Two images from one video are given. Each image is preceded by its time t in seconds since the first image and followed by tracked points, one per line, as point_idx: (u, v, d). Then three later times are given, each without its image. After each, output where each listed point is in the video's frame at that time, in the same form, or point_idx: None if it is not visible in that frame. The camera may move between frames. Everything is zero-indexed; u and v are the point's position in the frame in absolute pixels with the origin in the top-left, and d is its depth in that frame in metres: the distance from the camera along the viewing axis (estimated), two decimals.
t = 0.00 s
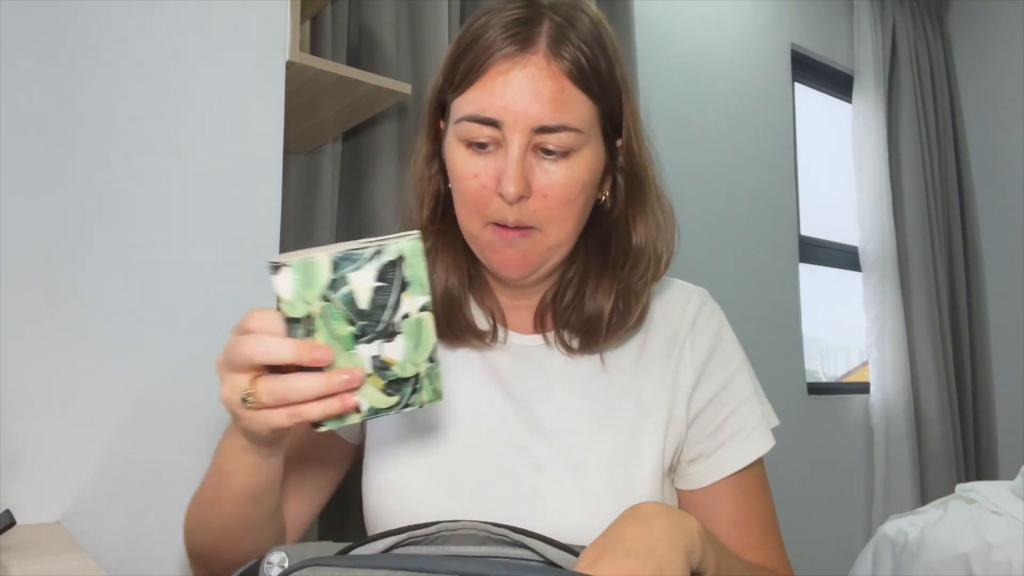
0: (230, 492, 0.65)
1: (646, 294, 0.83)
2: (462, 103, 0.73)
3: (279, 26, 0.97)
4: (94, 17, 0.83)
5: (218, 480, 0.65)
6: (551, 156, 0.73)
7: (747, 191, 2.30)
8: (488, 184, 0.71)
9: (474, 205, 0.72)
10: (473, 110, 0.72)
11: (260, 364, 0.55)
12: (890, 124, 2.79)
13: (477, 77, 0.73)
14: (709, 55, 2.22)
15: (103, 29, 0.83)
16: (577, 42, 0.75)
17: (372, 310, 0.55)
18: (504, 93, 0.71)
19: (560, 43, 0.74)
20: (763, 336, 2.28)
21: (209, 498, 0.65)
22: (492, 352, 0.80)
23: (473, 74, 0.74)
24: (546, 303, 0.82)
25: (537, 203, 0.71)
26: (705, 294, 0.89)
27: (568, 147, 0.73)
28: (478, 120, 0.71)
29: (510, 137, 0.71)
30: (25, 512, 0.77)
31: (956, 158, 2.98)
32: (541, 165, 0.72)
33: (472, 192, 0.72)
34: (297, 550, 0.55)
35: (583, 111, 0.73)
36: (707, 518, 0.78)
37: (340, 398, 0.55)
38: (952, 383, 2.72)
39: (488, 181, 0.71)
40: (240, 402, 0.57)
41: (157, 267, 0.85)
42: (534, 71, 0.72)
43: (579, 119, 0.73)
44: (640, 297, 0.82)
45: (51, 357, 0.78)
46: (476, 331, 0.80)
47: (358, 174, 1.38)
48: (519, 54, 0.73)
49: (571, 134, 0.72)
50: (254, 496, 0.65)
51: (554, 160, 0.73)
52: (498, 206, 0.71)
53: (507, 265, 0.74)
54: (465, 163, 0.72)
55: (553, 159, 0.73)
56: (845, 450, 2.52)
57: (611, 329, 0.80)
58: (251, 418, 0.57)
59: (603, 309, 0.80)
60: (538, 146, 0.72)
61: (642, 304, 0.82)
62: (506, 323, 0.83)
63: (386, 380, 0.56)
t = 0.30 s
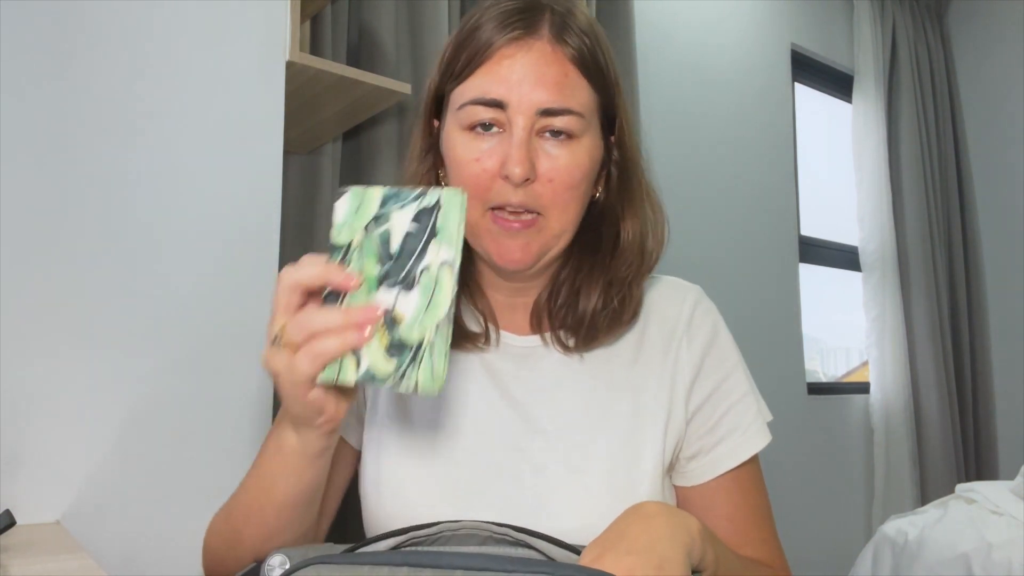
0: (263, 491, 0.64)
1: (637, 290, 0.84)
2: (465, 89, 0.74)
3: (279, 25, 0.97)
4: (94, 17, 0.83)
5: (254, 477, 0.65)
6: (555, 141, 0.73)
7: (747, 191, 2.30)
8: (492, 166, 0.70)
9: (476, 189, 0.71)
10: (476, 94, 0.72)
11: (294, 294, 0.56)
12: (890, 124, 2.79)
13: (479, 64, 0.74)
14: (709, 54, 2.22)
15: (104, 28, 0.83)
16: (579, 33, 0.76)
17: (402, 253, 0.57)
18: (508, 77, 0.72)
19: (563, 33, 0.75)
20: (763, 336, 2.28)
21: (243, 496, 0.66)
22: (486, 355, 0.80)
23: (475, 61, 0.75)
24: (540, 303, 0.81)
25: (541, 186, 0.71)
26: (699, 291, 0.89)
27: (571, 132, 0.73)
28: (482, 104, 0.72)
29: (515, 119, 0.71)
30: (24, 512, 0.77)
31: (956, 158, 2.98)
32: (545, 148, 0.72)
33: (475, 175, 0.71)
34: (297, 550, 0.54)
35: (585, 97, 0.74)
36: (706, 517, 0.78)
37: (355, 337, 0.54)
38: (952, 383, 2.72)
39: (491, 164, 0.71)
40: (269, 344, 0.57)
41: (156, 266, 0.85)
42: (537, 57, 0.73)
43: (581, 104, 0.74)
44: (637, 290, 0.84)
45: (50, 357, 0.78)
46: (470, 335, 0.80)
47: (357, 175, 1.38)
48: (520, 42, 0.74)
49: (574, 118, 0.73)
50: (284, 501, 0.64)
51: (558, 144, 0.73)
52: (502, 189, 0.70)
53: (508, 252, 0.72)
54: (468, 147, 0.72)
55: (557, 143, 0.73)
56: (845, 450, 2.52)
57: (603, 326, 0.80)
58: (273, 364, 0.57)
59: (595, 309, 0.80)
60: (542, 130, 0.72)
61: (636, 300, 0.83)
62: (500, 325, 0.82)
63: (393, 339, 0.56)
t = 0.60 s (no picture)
0: (324, 483, 0.63)
1: (636, 289, 0.84)
2: (465, 87, 0.73)
3: (279, 26, 0.97)
4: (94, 16, 0.83)
5: (311, 471, 0.64)
6: (555, 140, 0.73)
7: (747, 191, 2.30)
8: (493, 164, 0.70)
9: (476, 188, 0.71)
10: (477, 92, 0.72)
11: (351, 311, 0.58)
12: (890, 124, 2.79)
13: (480, 61, 0.74)
14: (708, 54, 2.22)
15: (103, 29, 0.83)
16: (579, 31, 0.76)
17: (449, 242, 0.60)
18: (509, 75, 0.72)
19: (563, 31, 0.76)
20: (763, 336, 2.28)
21: (299, 492, 0.64)
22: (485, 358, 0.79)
23: (476, 58, 0.74)
24: (537, 305, 0.81)
25: (541, 185, 0.71)
26: (698, 292, 0.88)
27: (571, 131, 0.73)
28: (482, 102, 0.72)
29: (515, 117, 0.71)
30: (24, 512, 0.77)
31: (956, 158, 2.98)
32: (545, 147, 0.72)
33: (475, 174, 0.71)
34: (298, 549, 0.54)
35: (584, 97, 0.74)
36: (701, 517, 0.78)
37: (419, 328, 0.56)
38: (952, 383, 2.72)
39: (491, 163, 0.70)
40: (334, 360, 0.58)
41: (155, 267, 0.85)
42: (538, 55, 0.73)
43: (581, 104, 0.74)
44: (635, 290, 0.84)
45: (50, 356, 0.78)
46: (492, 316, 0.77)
47: (357, 176, 1.38)
48: (521, 40, 0.74)
49: (574, 117, 0.73)
50: (344, 490, 0.63)
51: (558, 143, 0.73)
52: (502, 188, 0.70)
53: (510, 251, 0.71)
54: (468, 145, 0.72)
55: (558, 141, 0.73)
56: (845, 450, 2.52)
57: (602, 328, 0.80)
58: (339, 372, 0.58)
59: (595, 311, 0.80)
60: (543, 129, 0.72)
61: (632, 300, 0.82)
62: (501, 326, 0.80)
63: (455, 320, 0.59)
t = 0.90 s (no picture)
0: (327, 485, 0.63)
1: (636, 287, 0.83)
2: (462, 87, 0.73)
3: (279, 26, 0.97)
4: (95, 16, 0.83)
5: (315, 474, 0.63)
6: (552, 140, 0.73)
7: (747, 191, 2.30)
8: (489, 165, 0.70)
9: (473, 189, 0.71)
10: (473, 91, 0.72)
11: (378, 316, 0.57)
12: (890, 124, 2.79)
13: (476, 60, 0.74)
14: (708, 54, 2.22)
15: (103, 29, 0.83)
16: (576, 31, 0.76)
17: (490, 268, 0.62)
18: (506, 75, 0.72)
19: (560, 31, 0.75)
20: (762, 336, 2.28)
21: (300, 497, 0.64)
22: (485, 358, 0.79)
23: (473, 58, 0.74)
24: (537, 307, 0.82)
25: (538, 186, 0.71)
26: (698, 292, 0.88)
27: (569, 131, 0.73)
28: (479, 102, 0.71)
29: (512, 118, 0.71)
30: (25, 512, 0.77)
31: (956, 158, 2.98)
32: (542, 148, 0.72)
33: (472, 175, 0.71)
34: (299, 549, 0.54)
35: (582, 96, 0.74)
36: (702, 517, 0.78)
37: (438, 347, 0.55)
38: (952, 383, 2.72)
39: (488, 163, 0.70)
40: (350, 360, 0.58)
41: (156, 267, 0.85)
42: (536, 56, 0.73)
43: (579, 104, 0.73)
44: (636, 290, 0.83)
45: (51, 356, 0.78)
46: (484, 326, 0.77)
47: (358, 175, 1.37)
48: (518, 40, 0.74)
49: (572, 117, 0.73)
50: (345, 499, 0.63)
51: (555, 144, 0.72)
52: (499, 188, 0.70)
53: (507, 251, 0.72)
54: (465, 145, 0.72)
55: (555, 142, 0.73)
56: (845, 450, 2.52)
57: (601, 329, 0.80)
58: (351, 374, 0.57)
59: (593, 311, 0.80)
60: (540, 129, 0.72)
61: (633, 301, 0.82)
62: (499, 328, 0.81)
63: (475, 346, 0.58)
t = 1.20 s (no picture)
0: (326, 484, 0.62)
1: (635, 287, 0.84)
2: (460, 91, 0.73)
3: (279, 26, 0.97)
4: (95, 17, 0.83)
5: (314, 474, 0.63)
6: (549, 143, 0.73)
7: (747, 191, 2.30)
8: (486, 168, 0.70)
9: (471, 192, 0.72)
10: (471, 95, 0.72)
11: (389, 339, 0.56)
12: (890, 124, 2.79)
13: (474, 63, 0.74)
14: (708, 54, 2.22)
15: (103, 29, 0.83)
16: (573, 34, 0.76)
17: (493, 271, 0.60)
18: (503, 79, 0.71)
19: (557, 34, 0.75)
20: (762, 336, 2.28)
21: (298, 496, 0.64)
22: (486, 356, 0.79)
23: (471, 60, 0.74)
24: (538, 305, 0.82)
25: (536, 189, 0.71)
26: (697, 292, 0.88)
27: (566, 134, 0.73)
28: (476, 106, 0.71)
29: (509, 122, 0.70)
30: (25, 512, 0.77)
31: (956, 158, 2.98)
32: (539, 151, 0.72)
33: (470, 178, 0.71)
34: (299, 549, 0.54)
35: (580, 99, 0.74)
36: (701, 517, 0.78)
37: (466, 359, 0.56)
38: (952, 383, 2.72)
39: (485, 166, 0.71)
40: (373, 386, 0.57)
41: (155, 267, 0.85)
42: (534, 59, 0.73)
43: (577, 107, 0.73)
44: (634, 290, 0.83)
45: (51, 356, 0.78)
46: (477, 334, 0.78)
47: (357, 175, 1.37)
48: (516, 43, 0.74)
49: (570, 120, 0.73)
50: (345, 498, 0.63)
51: (553, 147, 0.72)
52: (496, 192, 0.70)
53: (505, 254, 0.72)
54: (462, 149, 0.72)
55: (552, 145, 0.73)
56: (845, 449, 2.52)
57: (600, 329, 0.80)
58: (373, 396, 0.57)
59: (592, 310, 0.81)
60: (537, 133, 0.72)
61: (631, 300, 0.82)
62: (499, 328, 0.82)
63: (497, 351, 0.59)
